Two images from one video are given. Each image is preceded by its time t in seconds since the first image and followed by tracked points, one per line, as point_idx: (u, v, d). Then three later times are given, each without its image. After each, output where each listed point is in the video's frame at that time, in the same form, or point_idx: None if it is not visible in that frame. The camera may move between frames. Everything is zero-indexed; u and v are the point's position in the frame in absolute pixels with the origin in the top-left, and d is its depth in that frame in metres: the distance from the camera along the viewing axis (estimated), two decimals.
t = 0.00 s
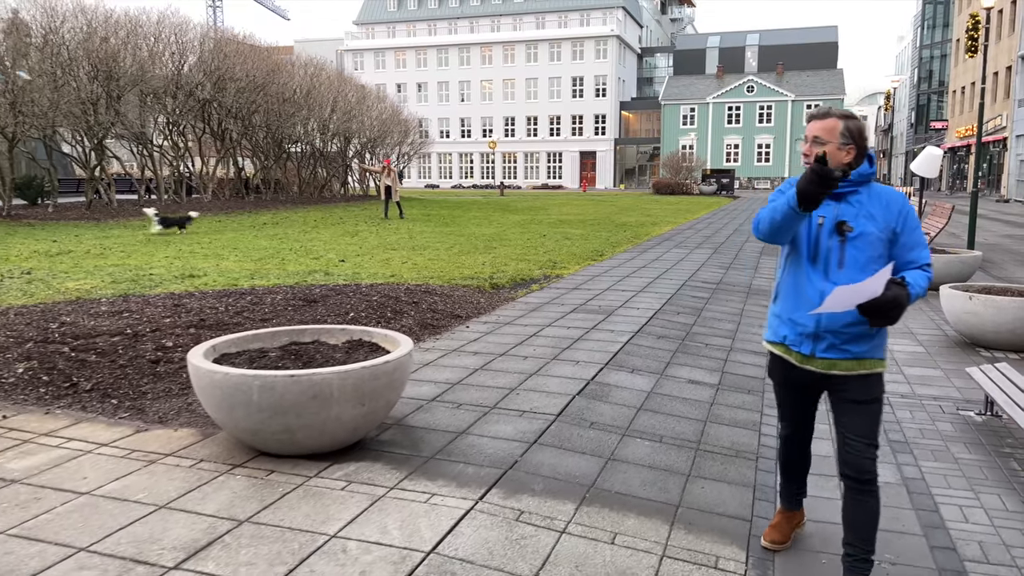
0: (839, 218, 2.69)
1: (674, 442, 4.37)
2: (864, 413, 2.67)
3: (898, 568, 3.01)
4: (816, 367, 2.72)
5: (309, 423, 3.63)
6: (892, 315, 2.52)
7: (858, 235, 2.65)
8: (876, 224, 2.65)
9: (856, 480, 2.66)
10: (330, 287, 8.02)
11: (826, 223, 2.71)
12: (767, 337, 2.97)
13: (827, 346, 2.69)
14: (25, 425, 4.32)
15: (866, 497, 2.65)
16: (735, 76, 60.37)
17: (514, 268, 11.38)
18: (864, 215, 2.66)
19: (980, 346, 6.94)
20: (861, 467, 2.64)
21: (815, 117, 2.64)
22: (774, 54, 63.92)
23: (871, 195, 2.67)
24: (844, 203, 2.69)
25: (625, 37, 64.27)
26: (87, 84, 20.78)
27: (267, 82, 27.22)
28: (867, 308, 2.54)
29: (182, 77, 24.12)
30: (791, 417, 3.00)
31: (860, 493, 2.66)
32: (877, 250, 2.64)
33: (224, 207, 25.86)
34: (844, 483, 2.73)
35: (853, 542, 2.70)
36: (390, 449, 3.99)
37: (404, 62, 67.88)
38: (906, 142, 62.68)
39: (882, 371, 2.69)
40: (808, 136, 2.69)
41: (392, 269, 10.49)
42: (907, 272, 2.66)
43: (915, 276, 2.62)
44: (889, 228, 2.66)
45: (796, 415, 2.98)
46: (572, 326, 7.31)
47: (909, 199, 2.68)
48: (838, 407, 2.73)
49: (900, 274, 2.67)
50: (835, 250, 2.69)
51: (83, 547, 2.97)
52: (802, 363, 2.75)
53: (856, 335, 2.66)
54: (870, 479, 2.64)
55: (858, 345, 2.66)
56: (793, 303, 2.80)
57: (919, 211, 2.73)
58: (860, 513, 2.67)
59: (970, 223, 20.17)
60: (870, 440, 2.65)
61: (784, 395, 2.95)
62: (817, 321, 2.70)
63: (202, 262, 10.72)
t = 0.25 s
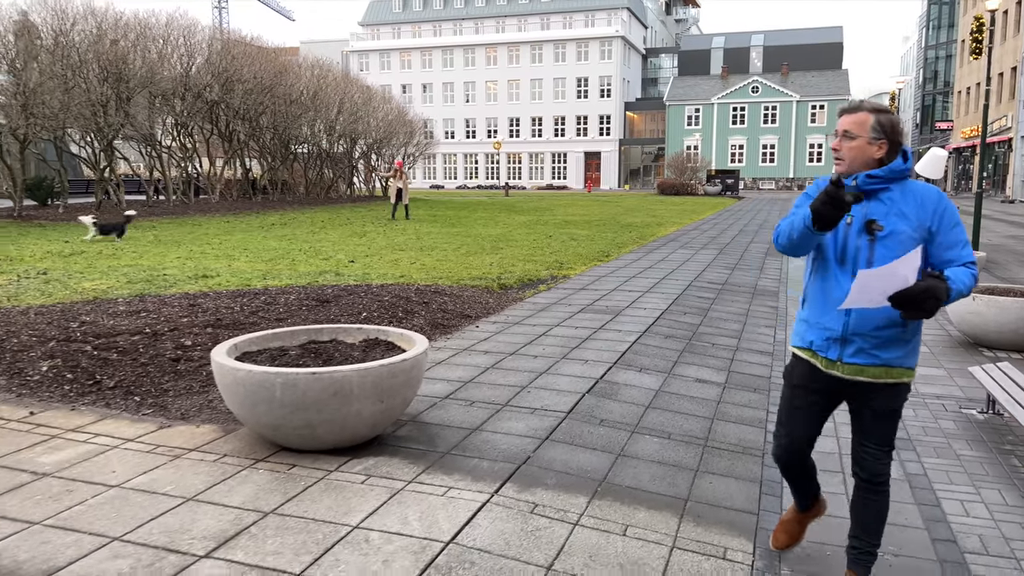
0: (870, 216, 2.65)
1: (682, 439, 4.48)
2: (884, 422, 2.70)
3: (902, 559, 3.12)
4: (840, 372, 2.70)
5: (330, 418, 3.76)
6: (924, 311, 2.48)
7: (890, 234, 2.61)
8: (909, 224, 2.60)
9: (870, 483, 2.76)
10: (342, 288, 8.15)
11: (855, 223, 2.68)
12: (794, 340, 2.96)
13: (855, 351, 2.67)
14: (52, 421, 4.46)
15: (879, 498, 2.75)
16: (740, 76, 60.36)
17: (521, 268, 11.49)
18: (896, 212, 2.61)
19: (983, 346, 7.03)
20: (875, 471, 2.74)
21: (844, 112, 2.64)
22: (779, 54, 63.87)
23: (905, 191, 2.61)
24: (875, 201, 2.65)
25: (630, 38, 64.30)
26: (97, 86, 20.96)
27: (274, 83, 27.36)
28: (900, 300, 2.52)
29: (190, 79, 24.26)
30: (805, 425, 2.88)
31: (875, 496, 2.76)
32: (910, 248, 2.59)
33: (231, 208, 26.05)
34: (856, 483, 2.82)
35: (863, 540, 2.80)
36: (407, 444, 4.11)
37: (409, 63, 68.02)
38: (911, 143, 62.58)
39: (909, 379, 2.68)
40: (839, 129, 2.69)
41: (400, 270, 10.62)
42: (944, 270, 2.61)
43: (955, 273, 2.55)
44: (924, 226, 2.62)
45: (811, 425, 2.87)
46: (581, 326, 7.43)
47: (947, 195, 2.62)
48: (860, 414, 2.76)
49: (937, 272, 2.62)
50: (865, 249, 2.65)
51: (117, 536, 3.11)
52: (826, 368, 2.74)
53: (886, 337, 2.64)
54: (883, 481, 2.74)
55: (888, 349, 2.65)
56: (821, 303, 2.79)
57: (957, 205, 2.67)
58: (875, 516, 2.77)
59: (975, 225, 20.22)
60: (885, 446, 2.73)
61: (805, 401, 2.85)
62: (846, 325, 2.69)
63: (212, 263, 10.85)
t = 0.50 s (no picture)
0: (886, 224, 2.60)
1: (691, 434, 4.60)
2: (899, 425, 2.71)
3: (905, 550, 3.22)
4: (863, 382, 2.62)
5: (351, 413, 3.91)
6: (941, 309, 2.40)
7: (906, 241, 2.56)
8: (926, 230, 2.56)
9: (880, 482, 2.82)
10: (356, 288, 8.29)
11: (871, 230, 2.62)
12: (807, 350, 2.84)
13: (875, 360, 2.60)
14: (82, 415, 4.63)
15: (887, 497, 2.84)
16: (750, 77, 60.29)
17: (533, 269, 11.62)
18: (914, 219, 2.57)
19: (991, 346, 7.09)
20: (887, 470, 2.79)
21: (867, 113, 2.61)
22: (790, 55, 63.75)
23: (922, 199, 2.58)
24: (892, 207, 2.61)
25: (640, 39, 64.35)
26: (113, 89, 21.25)
27: (287, 86, 27.65)
28: (908, 300, 2.45)
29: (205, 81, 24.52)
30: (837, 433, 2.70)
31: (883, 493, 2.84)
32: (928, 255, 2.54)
33: (245, 209, 26.37)
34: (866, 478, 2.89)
35: (868, 533, 2.88)
36: (424, 438, 4.26)
37: (419, 65, 68.32)
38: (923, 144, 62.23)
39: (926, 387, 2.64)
40: (859, 134, 2.66)
41: (414, 270, 10.78)
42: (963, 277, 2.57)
43: (974, 279, 2.50)
44: (940, 234, 2.59)
45: (843, 433, 2.69)
46: (591, 325, 7.55)
47: (963, 202, 2.60)
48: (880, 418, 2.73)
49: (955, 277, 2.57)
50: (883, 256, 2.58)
51: (151, 522, 3.27)
52: (847, 378, 2.64)
53: (904, 346, 2.58)
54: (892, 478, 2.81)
55: (908, 360, 2.59)
56: (835, 315, 2.68)
57: (973, 215, 2.65)
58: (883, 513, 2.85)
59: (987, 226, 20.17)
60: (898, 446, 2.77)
61: (836, 408, 2.70)
62: (865, 333, 2.60)
63: (229, 263, 11.06)
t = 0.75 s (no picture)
0: (889, 233, 2.55)
1: (698, 429, 4.72)
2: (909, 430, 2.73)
3: (903, 537, 3.33)
4: (881, 397, 2.55)
5: (369, 405, 4.05)
6: (955, 317, 2.37)
7: (911, 249, 2.52)
8: (929, 238, 2.53)
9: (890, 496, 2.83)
10: (370, 287, 8.45)
11: (874, 242, 2.55)
12: (812, 368, 2.73)
13: (890, 372, 2.55)
14: (109, 407, 4.81)
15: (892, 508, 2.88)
16: (762, 79, 60.20)
17: (544, 269, 11.75)
18: (915, 227, 2.53)
19: (997, 345, 7.16)
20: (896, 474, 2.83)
21: (872, 123, 2.56)
22: (802, 56, 63.57)
23: (923, 207, 2.55)
24: (895, 217, 2.55)
25: (651, 40, 64.35)
26: (130, 92, 21.57)
27: (300, 88, 27.92)
28: (916, 314, 2.39)
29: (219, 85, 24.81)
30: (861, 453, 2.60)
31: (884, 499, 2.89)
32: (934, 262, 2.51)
33: (259, 210, 26.70)
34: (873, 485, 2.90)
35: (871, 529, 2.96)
36: (439, 430, 4.40)
37: (431, 66, 68.61)
38: (936, 145, 61.89)
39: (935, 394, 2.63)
40: (863, 144, 2.60)
41: (426, 270, 10.94)
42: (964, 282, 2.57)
43: (977, 284, 2.51)
44: (942, 240, 2.57)
45: (866, 451, 2.60)
46: (601, 324, 7.68)
47: (960, 208, 2.60)
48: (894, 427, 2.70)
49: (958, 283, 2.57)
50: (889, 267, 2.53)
51: (179, 507, 3.42)
52: (864, 395, 2.56)
53: (915, 354, 2.55)
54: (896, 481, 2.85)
55: (920, 368, 2.57)
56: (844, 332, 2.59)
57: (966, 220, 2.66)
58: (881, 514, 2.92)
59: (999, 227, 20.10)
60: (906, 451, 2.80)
61: (858, 426, 2.61)
62: (879, 347, 2.54)
63: (245, 263, 11.28)
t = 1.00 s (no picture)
0: (878, 228, 2.48)
1: (699, 422, 4.84)
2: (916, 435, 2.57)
3: (896, 525, 3.44)
4: (882, 394, 2.48)
5: (378, 397, 4.19)
6: (956, 310, 2.32)
7: (901, 242, 2.46)
8: (917, 231, 2.49)
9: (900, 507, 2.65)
10: (379, 286, 8.59)
11: (865, 237, 2.48)
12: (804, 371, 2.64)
13: (890, 369, 2.47)
14: (127, 400, 4.97)
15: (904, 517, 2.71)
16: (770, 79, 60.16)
17: (550, 269, 11.88)
18: (903, 220, 2.48)
19: (998, 344, 7.25)
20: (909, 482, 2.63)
21: (863, 118, 2.46)
22: (810, 57, 63.47)
23: (908, 200, 2.51)
24: (884, 212, 2.49)
25: (659, 41, 64.39)
26: (142, 94, 21.85)
27: (310, 90, 28.18)
28: (918, 309, 2.31)
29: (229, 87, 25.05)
30: (857, 458, 2.54)
31: (892, 501, 2.74)
32: (923, 254, 2.47)
33: (269, 211, 26.99)
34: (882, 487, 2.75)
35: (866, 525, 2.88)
36: (447, 422, 4.54)
37: (439, 68, 68.83)
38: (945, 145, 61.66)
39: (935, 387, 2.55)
40: (852, 140, 2.49)
41: (435, 269, 11.10)
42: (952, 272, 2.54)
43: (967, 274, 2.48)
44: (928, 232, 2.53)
45: (856, 455, 2.54)
46: (607, 322, 7.82)
47: (939, 199, 2.59)
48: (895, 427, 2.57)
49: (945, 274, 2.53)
50: (882, 262, 2.45)
51: (196, 493, 3.57)
52: (864, 394, 2.49)
53: (911, 348, 2.49)
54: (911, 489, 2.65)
55: (918, 362, 2.50)
56: (841, 331, 2.50)
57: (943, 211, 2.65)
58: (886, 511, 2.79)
59: (1006, 227, 20.11)
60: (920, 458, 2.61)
61: (852, 429, 2.53)
62: (878, 345, 2.46)
63: (257, 263, 11.49)
